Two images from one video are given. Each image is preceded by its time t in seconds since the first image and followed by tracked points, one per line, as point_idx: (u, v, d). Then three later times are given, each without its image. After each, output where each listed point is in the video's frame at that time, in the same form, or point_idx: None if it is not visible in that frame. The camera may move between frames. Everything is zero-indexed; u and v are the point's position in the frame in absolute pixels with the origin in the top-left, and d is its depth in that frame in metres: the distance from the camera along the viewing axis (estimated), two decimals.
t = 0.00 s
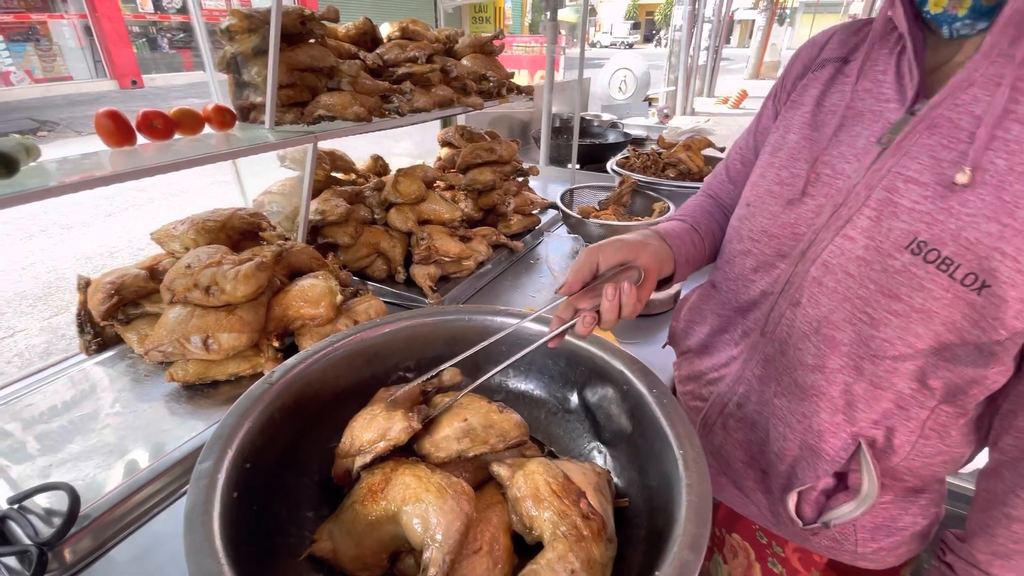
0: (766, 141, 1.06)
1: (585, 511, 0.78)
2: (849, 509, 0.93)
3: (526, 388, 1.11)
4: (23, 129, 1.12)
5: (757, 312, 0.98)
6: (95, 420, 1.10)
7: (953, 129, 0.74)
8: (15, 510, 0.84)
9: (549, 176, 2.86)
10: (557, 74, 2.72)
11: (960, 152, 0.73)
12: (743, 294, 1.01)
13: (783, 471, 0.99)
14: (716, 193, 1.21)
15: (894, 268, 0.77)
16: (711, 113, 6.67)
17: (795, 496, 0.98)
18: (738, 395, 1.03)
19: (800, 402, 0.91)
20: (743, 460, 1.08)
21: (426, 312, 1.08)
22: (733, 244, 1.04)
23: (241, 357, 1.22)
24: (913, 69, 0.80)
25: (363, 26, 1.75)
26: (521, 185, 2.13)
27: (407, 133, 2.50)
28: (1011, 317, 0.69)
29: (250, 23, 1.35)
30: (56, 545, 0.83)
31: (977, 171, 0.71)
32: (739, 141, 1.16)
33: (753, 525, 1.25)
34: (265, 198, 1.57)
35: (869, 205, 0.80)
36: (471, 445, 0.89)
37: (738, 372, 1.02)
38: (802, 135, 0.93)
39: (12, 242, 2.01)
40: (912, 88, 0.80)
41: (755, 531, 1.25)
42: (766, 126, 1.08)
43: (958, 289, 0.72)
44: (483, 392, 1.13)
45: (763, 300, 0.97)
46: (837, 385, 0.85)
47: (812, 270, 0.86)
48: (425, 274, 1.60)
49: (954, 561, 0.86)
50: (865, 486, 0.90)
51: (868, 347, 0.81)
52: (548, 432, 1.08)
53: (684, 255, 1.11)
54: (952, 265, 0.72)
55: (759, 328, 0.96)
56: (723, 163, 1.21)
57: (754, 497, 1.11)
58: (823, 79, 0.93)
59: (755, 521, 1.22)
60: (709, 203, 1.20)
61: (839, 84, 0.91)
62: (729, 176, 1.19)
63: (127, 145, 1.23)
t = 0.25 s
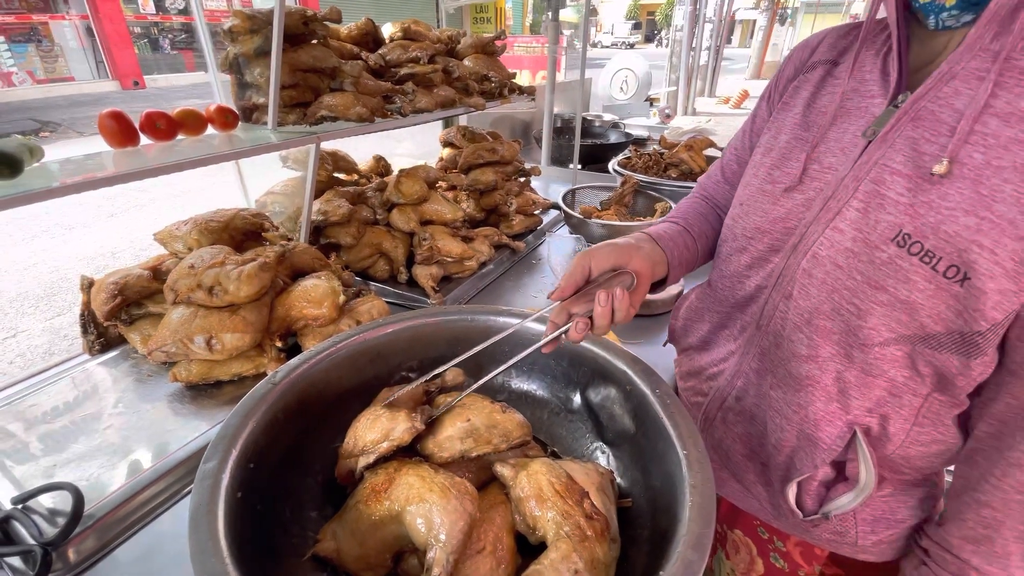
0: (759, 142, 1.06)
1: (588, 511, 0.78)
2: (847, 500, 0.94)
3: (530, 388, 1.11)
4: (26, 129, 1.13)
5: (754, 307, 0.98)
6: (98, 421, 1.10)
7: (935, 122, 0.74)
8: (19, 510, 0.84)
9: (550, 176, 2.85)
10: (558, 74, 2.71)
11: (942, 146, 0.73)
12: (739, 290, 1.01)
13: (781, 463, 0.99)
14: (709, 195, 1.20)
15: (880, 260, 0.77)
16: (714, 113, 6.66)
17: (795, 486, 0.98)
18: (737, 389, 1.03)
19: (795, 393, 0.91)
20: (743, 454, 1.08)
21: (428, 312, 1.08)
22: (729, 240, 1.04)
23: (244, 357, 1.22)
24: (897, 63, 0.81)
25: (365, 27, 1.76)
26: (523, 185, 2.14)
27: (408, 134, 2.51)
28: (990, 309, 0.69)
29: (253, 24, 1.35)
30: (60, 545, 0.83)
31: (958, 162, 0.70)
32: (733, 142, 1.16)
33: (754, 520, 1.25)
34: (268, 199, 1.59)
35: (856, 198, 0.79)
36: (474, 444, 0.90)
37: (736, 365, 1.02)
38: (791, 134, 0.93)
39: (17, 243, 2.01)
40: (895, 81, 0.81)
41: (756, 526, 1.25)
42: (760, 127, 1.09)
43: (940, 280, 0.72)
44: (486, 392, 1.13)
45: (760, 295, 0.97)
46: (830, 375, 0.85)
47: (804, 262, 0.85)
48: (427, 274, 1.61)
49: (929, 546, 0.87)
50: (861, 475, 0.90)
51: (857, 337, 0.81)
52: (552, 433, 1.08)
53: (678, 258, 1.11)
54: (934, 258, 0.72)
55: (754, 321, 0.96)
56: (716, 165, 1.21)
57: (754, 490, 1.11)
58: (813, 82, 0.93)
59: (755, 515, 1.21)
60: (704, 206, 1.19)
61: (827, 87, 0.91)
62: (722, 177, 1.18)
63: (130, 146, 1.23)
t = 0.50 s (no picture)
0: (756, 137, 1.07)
1: (589, 509, 0.79)
2: (847, 498, 0.94)
3: (531, 388, 1.12)
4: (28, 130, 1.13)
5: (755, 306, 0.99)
6: (101, 420, 1.10)
7: (940, 124, 0.74)
8: (23, 509, 0.85)
9: (551, 177, 2.85)
10: (560, 76, 2.71)
11: (947, 147, 0.73)
12: (740, 290, 1.01)
13: (782, 462, 0.99)
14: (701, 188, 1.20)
15: (885, 260, 0.77)
16: (714, 114, 6.67)
17: (797, 485, 0.97)
18: (736, 388, 1.03)
19: (797, 392, 0.91)
20: (744, 453, 1.08)
21: (429, 313, 1.08)
22: (730, 239, 1.04)
23: (247, 357, 1.23)
24: (898, 64, 0.81)
25: (367, 28, 1.76)
26: (524, 186, 2.14)
27: (409, 135, 2.52)
28: (995, 306, 0.70)
29: (255, 26, 1.36)
30: (64, 544, 0.84)
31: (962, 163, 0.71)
32: (727, 134, 1.16)
33: (754, 518, 1.25)
34: (270, 199, 1.60)
35: (861, 199, 0.80)
36: (476, 443, 0.90)
37: (737, 363, 1.02)
38: (792, 133, 0.93)
39: (18, 244, 2.02)
40: (899, 82, 0.81)
41: (756, 524, 1.25)
42: (757, 120, 1.09)
43: (946, 279, 0.73)
44: (487, 392, 1.13)
45: (761, 294, 0.97)
46: (832, 374, 0.86)
47: (808, 263, 0.86)
48: (428, 274, 1.61)
49: (927, 536, 0.90)
50: (862, 473, 0.90)
51: (861, 336, 0.81)
52: (553, 432, 1.08)
53: (664, 248, 1.11)
54: (940, 257, 0.73)
55: (755, 321, 0.96)
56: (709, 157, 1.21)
57: (755, 488, 1.11)
58: (810, 79, 0.94)
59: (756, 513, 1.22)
60: (695, 199, 1.19)
61: (826, 84, 0.92)
62: (715, 169, 1.19)
63: (132, 147, 1.24)
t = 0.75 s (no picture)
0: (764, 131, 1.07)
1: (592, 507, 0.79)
2: (853, 496, 0.95)
3: (534, 387, 1.12)
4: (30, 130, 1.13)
5: (761, 304, 0.99)
6: (105, 419, 1.11)
7: (952, 124, 0.74)
8: (28, 507, 0.85)
9: (553, 176, 2.85)
10: (561, 75, 2.72)
11: (960, 147, 0.73)
12: (746, 288, 1.01)
13: (788, 460, 1.00)
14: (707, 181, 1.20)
15: (897, 259, 0.77)
16: (714, 113, 6.66)
17: (802, 484, 0.99)
18: (741, 386, 1.03)
19: (804, 391, 0.91)
20: (749, 451, 1.08)
21: (432, 312, 1.08)
22: (737, 237, 1.04)
23: (251, 356, 1.24)
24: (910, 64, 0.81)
25: (369, 28, 1.76)
26: (526, 185, 2.14)
27: (410, 135, 2.52)
28: (1007, 305, 0.70)
29: (258, 25, 1.34)
30: (69, 542, 0.84)
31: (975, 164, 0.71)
32: (735, 125, 1.16)
33: (758, 516, 1.25)
34: (273, 199, 1.61)
35: (872, 198, 0.80)
36: (478, 441, 0.90)
37: (742, 362, 1.03)
38: (801, 129, 0.93)
39: (21, 244, 2.02)
40: (913, 82, 0.81)
41: (761, 523, 1.25)
42: (766, 111, 1.09)
43: (958, 279, 0.73)
44: (490, 391, 1.13)
45: (768, 293, 0.97)
46: (841, 374, 0.86)
47: (817, 262, 0.86)
48: (431, 273, 1.62)
49: (949, 536, 0.91)
50: (868, 472, 0.91)
51: (871, 336, 0.81)
52: (555, 431, 1.08)
53: (666, 245, 1.11)
54: (952, 257, 0.73)
55: (761, 320, 0.96)
56: (715, 148, 1.20)
57: (760, 487, 1.11)
58: (820, 74, 0.94)
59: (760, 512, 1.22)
60: (700, 192, 1.19)
61: (835, 80, 0.92)
62: (723, 160, 1.18)
63: (136, 147, 1.24)
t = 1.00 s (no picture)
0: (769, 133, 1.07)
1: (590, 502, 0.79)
2: (856, 492, 0.95)
3: (534, 383, 1.12)
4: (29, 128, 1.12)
5: (767, 301, 0.99)
6: (103, 416, 1.11)
7: (967, 123, 0.74)
8: (28, 502, 0.85)
9: (551, 175, 2.86)
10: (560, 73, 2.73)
11: (974, 146, 0.74)
12: (752, 285, 1.02)
13: (792, 457, 1.00)
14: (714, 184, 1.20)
15: (907, 257, 0.77)
16: (713, 112, 6.66)
17: (806, 481, 0.99)
18: (745, 383, 1.04)
19: (810, 388, 0.92)
20: (751, 448, 1.08)
21: (431, 308, 1.09)
22: (742, 234, 1.04)
23: (250, 352, 1.24)
24: (926, 62, 0.81)
25: (368, 25, 1.76)
26: (525, 182, 2.14)
27: (410, 133, 2.52)
28: (1017, 303, 0.70)
29: (257, 22, 1.34)
30: (69, 537, 0.84)
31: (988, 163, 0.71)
32: (740, 127, 1.16)
33: (759, 512, 1.26)
34: (273, 196, 1.60)
35: (883, 196, 0.80)
36: (478, 438, 0.91)
37: (746, 359, 1.03)
38: (810, 125, 0.94)
39: (18, 242, 2.02)
40: (927, 81, 0.81)
41: (761, 519, 1.26)
42: (772, 112, 1.09)
43: (969, 277, 0.73)
44: (489, 387, 1.14)
45: (774, 289, 0.97)
46: (849, 371, 0.86)
47: (826, 259, 0.86)
48: (430, 271, 1.62)
49: (952, 533, 0.92)
50: (871, 469, 0.92)
51: (880, 333, 0.81)
52: (554, 427, 1.09)
53: (676, 252, 1.11)
54: (963, 255, 0.73)
55: (767, 317, 0.97)
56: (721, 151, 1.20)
57: (761, 483, 1.12)
58: (829, 71, 0.94)
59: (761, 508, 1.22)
60: (709, 197, 1.19)
61: (844, 77, 0.92)
62: (728, 163, 1.18)
63: (135, 144, 1.24)
